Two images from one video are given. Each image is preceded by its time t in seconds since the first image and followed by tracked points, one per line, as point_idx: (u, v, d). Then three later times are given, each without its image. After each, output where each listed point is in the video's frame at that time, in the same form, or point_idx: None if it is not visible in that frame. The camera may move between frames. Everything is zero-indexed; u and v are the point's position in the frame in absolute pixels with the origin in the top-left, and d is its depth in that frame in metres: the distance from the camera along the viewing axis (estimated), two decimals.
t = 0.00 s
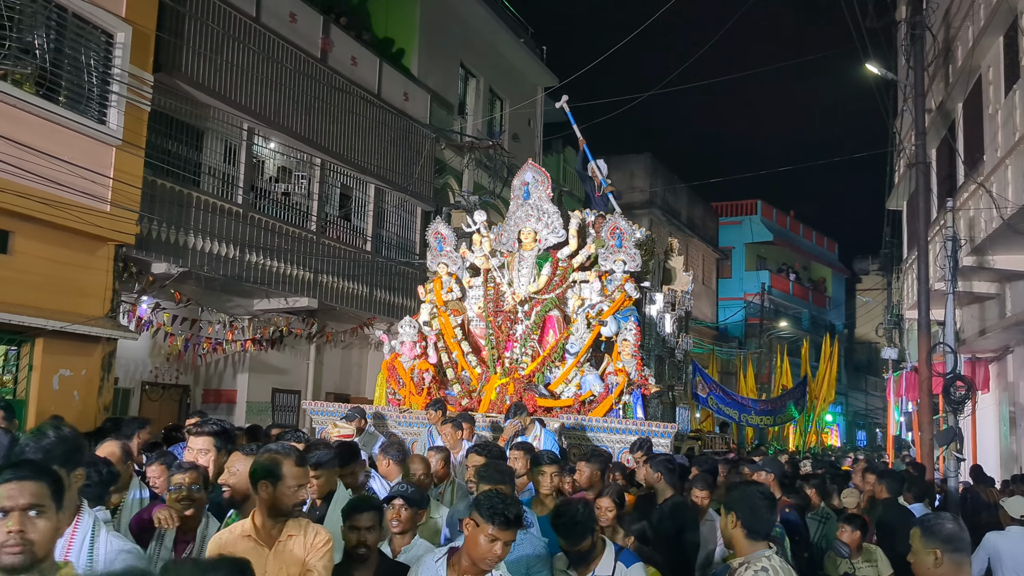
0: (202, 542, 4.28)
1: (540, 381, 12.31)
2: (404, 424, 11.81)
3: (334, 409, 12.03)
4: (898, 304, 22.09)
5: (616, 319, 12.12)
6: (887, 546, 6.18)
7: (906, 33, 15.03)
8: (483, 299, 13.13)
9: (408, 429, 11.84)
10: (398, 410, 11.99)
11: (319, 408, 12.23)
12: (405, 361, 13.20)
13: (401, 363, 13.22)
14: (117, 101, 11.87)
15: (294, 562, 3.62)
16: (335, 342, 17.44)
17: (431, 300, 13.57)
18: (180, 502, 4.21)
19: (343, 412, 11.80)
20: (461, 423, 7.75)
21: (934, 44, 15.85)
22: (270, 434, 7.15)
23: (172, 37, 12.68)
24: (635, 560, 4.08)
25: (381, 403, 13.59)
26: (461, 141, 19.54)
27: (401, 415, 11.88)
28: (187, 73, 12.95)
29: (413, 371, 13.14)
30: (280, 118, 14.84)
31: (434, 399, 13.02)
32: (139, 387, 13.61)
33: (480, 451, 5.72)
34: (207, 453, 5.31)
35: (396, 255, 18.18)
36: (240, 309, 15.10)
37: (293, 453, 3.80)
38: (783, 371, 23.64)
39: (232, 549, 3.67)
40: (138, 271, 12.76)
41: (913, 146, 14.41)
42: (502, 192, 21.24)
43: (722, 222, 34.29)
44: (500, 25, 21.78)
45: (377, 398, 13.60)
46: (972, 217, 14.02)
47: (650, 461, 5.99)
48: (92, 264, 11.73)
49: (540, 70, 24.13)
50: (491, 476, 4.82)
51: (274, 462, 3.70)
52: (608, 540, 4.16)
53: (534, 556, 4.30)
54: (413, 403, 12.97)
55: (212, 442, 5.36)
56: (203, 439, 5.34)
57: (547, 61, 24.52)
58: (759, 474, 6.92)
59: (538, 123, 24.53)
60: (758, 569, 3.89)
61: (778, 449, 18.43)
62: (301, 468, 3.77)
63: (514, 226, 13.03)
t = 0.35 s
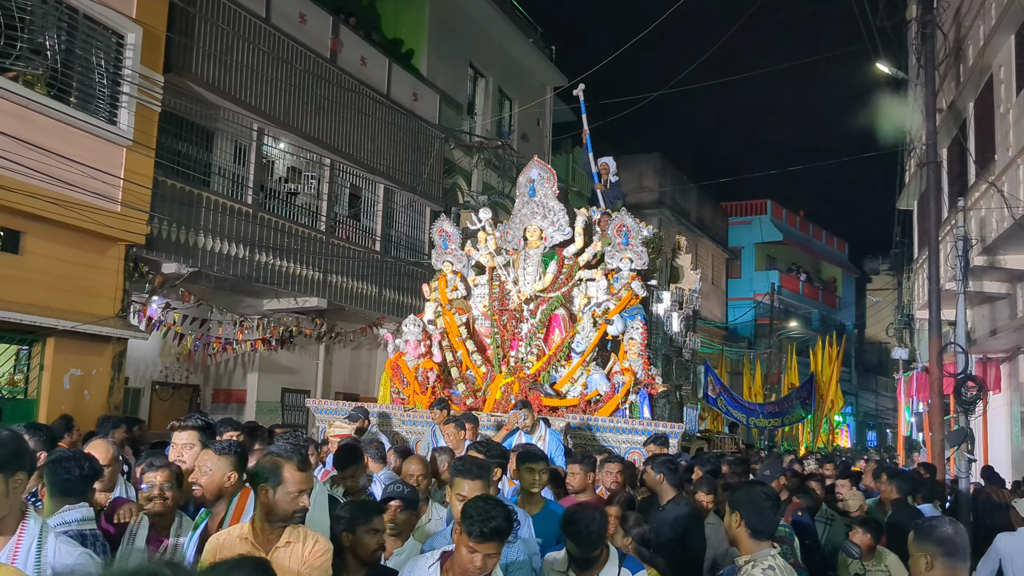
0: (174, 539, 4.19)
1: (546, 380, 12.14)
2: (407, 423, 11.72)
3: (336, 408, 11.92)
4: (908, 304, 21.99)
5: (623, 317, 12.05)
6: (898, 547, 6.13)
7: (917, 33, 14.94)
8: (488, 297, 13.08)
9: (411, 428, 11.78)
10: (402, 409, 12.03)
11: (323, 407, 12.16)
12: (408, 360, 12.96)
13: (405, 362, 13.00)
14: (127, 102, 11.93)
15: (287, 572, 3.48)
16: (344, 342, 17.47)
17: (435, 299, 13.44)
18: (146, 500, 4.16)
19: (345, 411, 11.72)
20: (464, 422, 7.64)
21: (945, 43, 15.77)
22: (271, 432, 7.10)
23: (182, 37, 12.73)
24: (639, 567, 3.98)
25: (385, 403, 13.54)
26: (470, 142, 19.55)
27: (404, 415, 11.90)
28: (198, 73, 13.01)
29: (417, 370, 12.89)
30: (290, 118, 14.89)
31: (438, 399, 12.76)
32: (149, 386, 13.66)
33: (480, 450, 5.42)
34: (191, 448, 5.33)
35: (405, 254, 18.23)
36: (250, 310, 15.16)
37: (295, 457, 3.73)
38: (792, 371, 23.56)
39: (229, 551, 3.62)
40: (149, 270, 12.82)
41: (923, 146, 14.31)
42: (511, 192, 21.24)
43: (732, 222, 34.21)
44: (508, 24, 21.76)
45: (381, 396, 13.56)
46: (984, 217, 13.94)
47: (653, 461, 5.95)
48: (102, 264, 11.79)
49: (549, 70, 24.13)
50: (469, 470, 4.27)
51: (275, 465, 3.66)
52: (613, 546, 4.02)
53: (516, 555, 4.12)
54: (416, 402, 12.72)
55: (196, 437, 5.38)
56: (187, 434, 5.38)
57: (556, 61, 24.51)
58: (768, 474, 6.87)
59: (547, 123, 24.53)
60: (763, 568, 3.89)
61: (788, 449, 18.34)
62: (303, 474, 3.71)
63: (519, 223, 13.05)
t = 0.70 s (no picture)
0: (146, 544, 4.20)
1: (551, 381, 12.13)
2: (412, 424, 11.77)
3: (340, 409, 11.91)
4: (918, 305, 21.90)
5: (629, 317, 12.10)
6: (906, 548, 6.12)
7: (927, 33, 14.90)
8: (493, 297, 13.06)
9: (416, 429, 11.81)
10: (406, 410, 11.94)
11: (327, 407, 12.13)
12: (413, 360, 12.97)
13: (409, 362, 13.03)
14: (137, 104, 12.00)
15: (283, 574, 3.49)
16: (353, 343, 17.50)
17: (440, 299, 13.37)
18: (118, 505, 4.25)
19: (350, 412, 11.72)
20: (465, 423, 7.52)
21: (955, 44, 15.73)
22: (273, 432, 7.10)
23: (192, 39, 12.80)
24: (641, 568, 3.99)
25: (388, 403, 13.48)
26: (479, 143, 19.59)
27: (409, 415, 11.84)
28: (208, 75, 13.06)
29: (422, 370, 12.94)
30: (299, 120, 14.94)
31: (442, 399, 12.78)
32: (159, 387, 13.72)
33: (462, 448, 5.16)
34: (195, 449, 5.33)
35: (414, 256, 18.28)
36: (260, 311, 15.28)
37: (284, 461, 3.75)
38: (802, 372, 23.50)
39: (221, 556, 3.62)
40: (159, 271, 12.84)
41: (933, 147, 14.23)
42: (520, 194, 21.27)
43: (741, 223, 34.15)
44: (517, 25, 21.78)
45: (385, 397, 13.46)
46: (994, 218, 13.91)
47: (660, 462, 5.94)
48: (113, 265, 11.88)
49: (558, 71, 24.15)
50: (450, 477, 3.91)
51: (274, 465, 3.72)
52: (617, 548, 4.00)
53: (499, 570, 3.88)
54: (422, 403, 12.74)
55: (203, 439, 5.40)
56: (194, 435, 5.41)
57: (565, 62, 24.53)
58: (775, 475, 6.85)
59: (556, 125, 24.56)
60: (767, 568, 3.87)
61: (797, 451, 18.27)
62: (291, 480, 3.73)
63: (525, 223, 13.02)
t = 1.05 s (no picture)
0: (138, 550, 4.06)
1: (555, 381, 12.13)
2: (414, 425, 11.62)
3: (342, 409, 11.90)
4: (925, 306, 21.85)
5: (633, 317, 12.06)
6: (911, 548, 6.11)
7: (934, 33, 14.86)
8: (496, 297, 13.00)
9: (418, 430, 11.66)
10: (408, 411, 11.88)
11: (327, 407, 12.13)
12: (416, 360, 12.90)
13: (412, 362, 12.94)
14: (144, 105, 12.05)
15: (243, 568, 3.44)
16: (359, 343, 17.53)
17: (443, 298, 13.50)
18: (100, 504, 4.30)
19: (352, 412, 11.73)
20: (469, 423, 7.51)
21: (962, 44, 15.70)
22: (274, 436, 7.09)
23: (199, 41, 12.85)
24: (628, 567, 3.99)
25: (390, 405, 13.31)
26: (486, 144, 19.63)
27: (411, 416, 11.78)
28: (216, 77, 13.11)
29: (424, 370, 12.84)
30: (306, 121, 14.97)
31: (445, 399, 12.64)
32: (166, 388, 13.72)
33: (456, 451, 5.10)
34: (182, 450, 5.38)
35: (420, 256, 18.32)
36: (268, 312, 15.32)
37: (238, 458, 3.69)
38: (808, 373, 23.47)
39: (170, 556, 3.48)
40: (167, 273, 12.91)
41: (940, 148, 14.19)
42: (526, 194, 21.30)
43: (747, 224, 34.11)
44: (523, 26, 21.77)
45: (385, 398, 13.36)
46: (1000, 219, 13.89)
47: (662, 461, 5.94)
48: (120, 266, 11.93)
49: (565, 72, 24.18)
50: (445, 471, 3.75)
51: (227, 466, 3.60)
52: (603, 547, 3.98)
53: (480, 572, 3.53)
54: (425, 403, 12.54)
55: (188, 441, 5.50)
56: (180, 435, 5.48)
57: (571, 63, 24.55)
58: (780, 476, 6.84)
59: (562, 126, 24.59)
60: (759, 565, 3.93)
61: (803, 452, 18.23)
62: (244, 475, 3.64)
63: (529, 221, 12.99)
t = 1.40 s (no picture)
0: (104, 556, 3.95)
1: (556, 383, 12.15)
2: (413, 428, 11.54)
3: (340, 412, 11.95)
4: (931, 309, 21.81)
5: (635, 319, 11.89)
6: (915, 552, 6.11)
7: (939, 36, 14.85)
8: (497, 298, 13.04)
9: (416, 432, 11.56)
10: (407, 413, 11.74)
11: (328, 411, 12.17)
12: (415, 362, 12.82)
13: (411, 364, 12.83)
14: (150, 109, 12.09)
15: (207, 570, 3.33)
16: (364, 347, 17.56)
17: (443, 300, 13.41)
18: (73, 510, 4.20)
19: (349, 415, 11.71)
20: (471, 426, 7.48)
21: (967, 47, 15.69)
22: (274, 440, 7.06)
23: (204, 45, 12.89)
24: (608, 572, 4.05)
25: (390, 407, 13.26)
26: (490, 147, 19.66)
27: (411, 419, 11.62)
28: (222, 81, 13.15)
29: (424, 373, 12.75)
30: (310, 125, 14.98)
31: (445, 403, 12.58)
32: (170, 392, 13.72)
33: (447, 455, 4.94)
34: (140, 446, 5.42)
35: (425, 260, 18.35)
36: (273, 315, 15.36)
37: (205, 461, 3.70)
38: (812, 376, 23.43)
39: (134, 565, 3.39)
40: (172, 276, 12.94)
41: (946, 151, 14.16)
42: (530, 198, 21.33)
43: (752, 227, 34.08)
44: (526, 29, 21.80)
45: (385, 401, 13.26)
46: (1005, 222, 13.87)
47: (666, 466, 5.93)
48: (125, 269, 11.97)
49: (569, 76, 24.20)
50: (410, 476, 3.65)
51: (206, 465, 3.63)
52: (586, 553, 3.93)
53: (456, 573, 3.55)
54: (423, 406, 12.47)
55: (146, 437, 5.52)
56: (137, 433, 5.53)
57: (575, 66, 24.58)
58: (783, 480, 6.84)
59: (566, 129, 24.62)
60: (749, 568, 4.00)
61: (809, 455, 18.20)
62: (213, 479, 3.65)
63: (530, 223, 13.00)
